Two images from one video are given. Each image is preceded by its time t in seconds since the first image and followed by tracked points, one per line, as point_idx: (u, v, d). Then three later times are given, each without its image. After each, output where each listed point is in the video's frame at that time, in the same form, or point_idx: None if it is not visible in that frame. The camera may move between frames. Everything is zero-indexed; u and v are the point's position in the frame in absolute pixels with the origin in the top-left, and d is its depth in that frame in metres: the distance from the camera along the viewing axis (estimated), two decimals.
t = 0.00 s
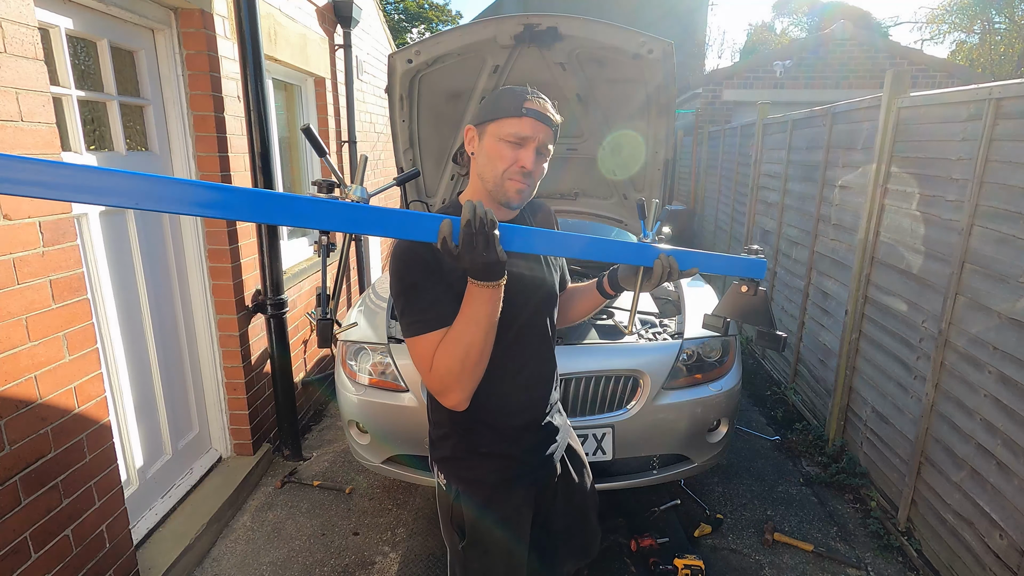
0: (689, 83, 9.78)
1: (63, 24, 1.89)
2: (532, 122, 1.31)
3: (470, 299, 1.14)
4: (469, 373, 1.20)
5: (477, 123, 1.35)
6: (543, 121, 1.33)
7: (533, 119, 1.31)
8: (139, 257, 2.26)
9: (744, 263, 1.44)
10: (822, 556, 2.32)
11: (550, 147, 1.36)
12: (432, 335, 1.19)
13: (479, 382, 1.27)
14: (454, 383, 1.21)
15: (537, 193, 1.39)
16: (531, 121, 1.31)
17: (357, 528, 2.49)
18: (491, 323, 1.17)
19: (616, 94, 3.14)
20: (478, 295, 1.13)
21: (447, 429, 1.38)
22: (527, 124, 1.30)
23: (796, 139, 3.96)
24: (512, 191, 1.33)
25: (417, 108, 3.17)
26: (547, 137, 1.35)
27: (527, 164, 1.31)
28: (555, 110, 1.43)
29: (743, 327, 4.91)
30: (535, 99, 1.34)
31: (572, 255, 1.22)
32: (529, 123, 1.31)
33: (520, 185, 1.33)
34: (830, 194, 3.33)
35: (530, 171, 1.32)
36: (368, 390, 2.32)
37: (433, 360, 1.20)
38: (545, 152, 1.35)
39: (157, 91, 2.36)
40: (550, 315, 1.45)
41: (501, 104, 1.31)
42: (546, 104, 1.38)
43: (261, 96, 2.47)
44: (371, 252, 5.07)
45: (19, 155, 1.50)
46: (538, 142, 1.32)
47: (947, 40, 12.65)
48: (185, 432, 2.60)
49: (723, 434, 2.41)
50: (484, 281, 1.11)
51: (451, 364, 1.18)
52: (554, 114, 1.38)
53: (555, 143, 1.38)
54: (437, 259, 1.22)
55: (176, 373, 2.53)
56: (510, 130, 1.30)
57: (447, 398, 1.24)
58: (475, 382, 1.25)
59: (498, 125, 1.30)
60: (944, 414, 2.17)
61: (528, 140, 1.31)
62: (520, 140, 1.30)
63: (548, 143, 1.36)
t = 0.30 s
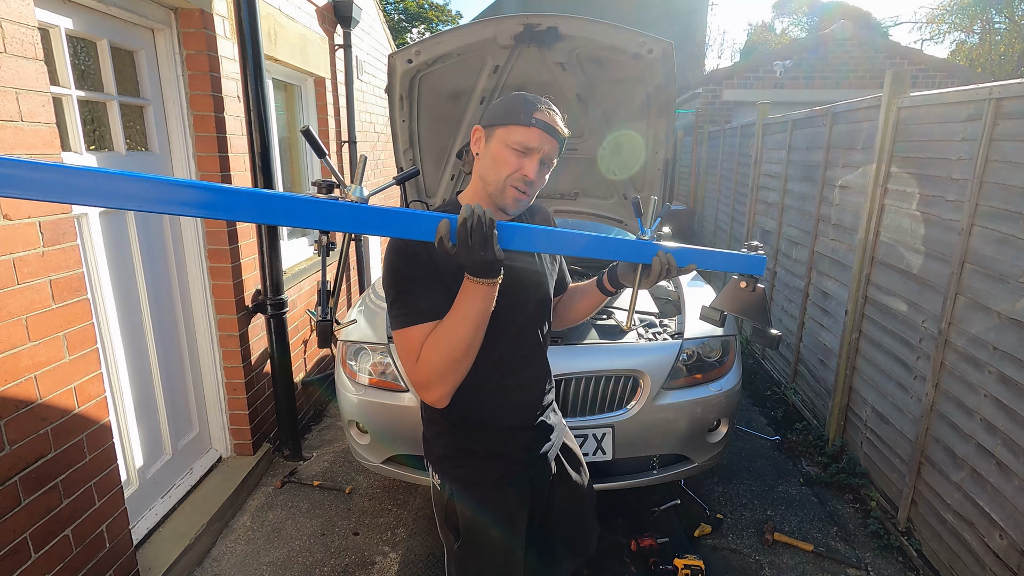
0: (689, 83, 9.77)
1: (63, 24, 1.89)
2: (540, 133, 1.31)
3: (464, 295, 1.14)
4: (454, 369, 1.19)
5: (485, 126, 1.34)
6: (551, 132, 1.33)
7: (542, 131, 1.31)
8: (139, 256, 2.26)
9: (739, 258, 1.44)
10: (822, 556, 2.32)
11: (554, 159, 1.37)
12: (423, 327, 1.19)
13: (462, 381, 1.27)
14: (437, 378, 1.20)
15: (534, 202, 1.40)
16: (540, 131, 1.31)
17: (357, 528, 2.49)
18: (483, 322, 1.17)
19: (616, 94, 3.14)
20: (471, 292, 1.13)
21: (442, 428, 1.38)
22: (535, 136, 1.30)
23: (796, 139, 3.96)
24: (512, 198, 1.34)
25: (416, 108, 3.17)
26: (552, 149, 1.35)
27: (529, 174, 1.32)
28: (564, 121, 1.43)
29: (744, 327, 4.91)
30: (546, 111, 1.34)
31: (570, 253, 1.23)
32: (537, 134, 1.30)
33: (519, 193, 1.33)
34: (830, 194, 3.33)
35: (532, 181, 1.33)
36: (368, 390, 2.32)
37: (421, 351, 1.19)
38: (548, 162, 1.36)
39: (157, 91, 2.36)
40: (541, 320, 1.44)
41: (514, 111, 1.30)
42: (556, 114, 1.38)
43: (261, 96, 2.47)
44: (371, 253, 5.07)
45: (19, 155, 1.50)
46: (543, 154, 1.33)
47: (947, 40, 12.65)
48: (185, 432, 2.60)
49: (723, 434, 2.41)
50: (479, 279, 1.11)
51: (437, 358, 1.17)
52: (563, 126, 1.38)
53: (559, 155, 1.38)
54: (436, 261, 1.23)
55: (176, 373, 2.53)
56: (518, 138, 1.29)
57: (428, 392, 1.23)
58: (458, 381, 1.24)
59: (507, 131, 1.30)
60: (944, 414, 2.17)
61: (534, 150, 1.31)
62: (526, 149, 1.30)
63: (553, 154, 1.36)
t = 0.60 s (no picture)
0: (689, 83, 9.77)
1: (63, 24, 1.89)
2: (528, 130, 1.31)
3: (458, 297, 1.15)
4: (444, 372, 1.20)
5: (473, 128, 1.35)
6: (540, 129, 1.33)
7: (529, 128, 1.31)
8: (139, 256, 2.26)
9: (736, 256, 1.43)
10: (822, 556, 2.32)
11: (546, 154, 1.36)
12: (415, 330, 1.20)
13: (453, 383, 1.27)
14: (426, 380, 1.21)
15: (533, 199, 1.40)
16: (529, 129, 1.31)
17: (357, 528, 2.49)
18: (474, 327, 1.17)
19: (616, 94, 3.14)
20: (465, 295, 1.14)
21: (441, 427, 1.38)
22: (524, 134, 1.30)
23: (796, 139, 3.96)
24: (508, 198, 1.34)
25: (417, 108, 3.17)
26: (543, 145, 1.35)
27: (522, 172, 1.31)
28: (551, 117, 1.43)
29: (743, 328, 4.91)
30: (531, 108, 1.34)
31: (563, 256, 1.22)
32: (525, 132, 1.30)
33: (516, 192, 1.33)
34: (830, 193, 3.32)
35: (526, 179, 1.32)
36: (368, 390, 2.32)
37: (411, 352, 1.20)
38: (540, 158, 1.35)
39: (157, 91, 2.36)
40: (537, 318, 1.44)
41: (501, 110, 1.31)
42: (543, 111, 1.38)
43: (261, 96, 2.47)
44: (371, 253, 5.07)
45: (19, 154, 1.50)
46: (534, 150, 1.32)
47: (947, 40, 12.64)
48: (185, 433, 2.60)
49: (723, 434, 2.41)
50: (473, 282, 1.12)
51: (427, 360, 1.18)
52: (550, 122, 1.38)
53: (551, 150, 1.38)
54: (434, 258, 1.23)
55: (176, 373, 2.53)
56: (507, 138, 1.30)
57: (417, 393, 1.24)
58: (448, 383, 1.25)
59: (496, 132, 1.30)
60: (944, 414, 2.17)
61: (524, 148, 1.31)
62: (516, 148, 1.30)
63: (545, 150, 1.36)
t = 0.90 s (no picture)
0: (689, 83, 9.77)
1: (63, 24, 1.89)
2: (521, 127, 1.31)
3: (453, 299, 1.15)
4: (440, 373, 1.20)
5: (465, 127, 1.35)
6: (532, 125, 1.33)
7: (522, 124, 1.31)
8: (139, 256, 2.26)
9: (728, 256, 1.44)
10: (822, 556, 2.32)
11: (540, 151, 1.36)
12: (411, 332, 1.21)
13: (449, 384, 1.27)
14: (423, 381, 1.21)
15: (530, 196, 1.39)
16: (522, 126, 1.31)
17: (357, 528, 2.49)
18: (469, 329, 1.17)
19: (616, 94, 3.14)
20: (460, 297, 1.14)
21: (440, 426, 1.38)
22: (516, 130, 1.30)
23: (796, 139, 3.96)
24: (505, 196, 1.33)
25: (417, 108, 3.17)
26: (537, 141, 1.35)
27: (518, 170, 1.31)
28: (543, 112, 1.43)
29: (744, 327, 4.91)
30: (522, 104, 1.33)
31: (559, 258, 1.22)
32: (518, 128, 1.30)
33: (512, 190, 1.33)
34: (830, 193, 3.32)
35: (521, 176, 1.32)
36: (368, 390, 2.32)
37: (407, 355, 1.21)
38: (534, 154, 1.35)
39: (157, 91, 2.36)
40: (535, 317, 1.44)
41: (492, 106, 1.31)
42: (535, 107, 1.38)
43: (261, 96, 2.47)
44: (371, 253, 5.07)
45: (19, 154, 1.50)
46: (527, 146, 1.32)
47: (947, 40, 12.64)
48: (185, 433, 2.59)
49: (723, 434, 2.41)
50: (467, 285, 1.12)
51: (423, 361, 1.18)
52: (543, 118, 1.38)
53: (544, 146, 1.38)
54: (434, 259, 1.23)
55: (176, 373, 2.53)
56: (500, 136, 1.29)
57: (413, 395, 1.25)
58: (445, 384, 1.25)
59: (489, 131, 1.30)
60: (944, 414, 2.17)
61: (517, 145, 1.31)
62: (510, 145, 1.30)
63: (538, 147, 1.36)
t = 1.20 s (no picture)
0: (689, 83, 9.77)
1: (63, 24, 1.89)
2: (528, 123, 1.31)
3: (458, 300, 1.15)
4: (448, 374, 1.21)
5: (469, 126, 1.34)
6: (538, 121, 1.33)
7: (528, 121, 1.31)
8: (139, 256, 2.26)
9: (729, 261, 1.43)
10: (822, 556, 2.32)
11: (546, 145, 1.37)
12: (418, 332, 1.21)
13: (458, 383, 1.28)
14: (432, 382, 1.21)
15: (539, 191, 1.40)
16: (529, 123, 1.31)
17: (357, 528, 2.49)
18: (475, 328, 1.18)
19: (616, 94, 3.14)
20: (465, 297, 1.14)
21: (439, 426, 1.38)
22: (523, 127, 1.30)
23: (796, 139, 3.96)
24: (516, 196, 1.34)
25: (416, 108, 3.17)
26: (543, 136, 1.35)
27: (528, 167, 1.32)
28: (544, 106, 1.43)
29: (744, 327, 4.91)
30: (526, 100, 1.33)
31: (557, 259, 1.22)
32: (525, 125, 1.30)
33: (524, 188, 1.33)
34: (830, 193, 3.32)
35: (532, 173, 1.32)
36: (368, 390, 2.32)
37: (415, 355, 1.21)
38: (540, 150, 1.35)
39: (157, 91, 2.36)
40: (537, 314, 1.44)
41: (498, 104, 1.30)
42: (538, 102, 1.37)
43: (261, 96, 2.47)
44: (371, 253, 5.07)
45: (19, 154, 1.50)
46: (535, 143, 1.33)
47: (947, 40, 12.63)
48: (185, 432, 2.59)
49: (723, 434, 2.41)
50: (472, 286, 1.12)
51: (431, 362, 1.18)
52: (547, 112, 1.38)
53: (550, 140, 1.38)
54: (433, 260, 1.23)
55: (176, 373, 2.53)
56: (508, 134, 1.29)
57: (421, 395, 1.25)
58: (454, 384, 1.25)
59: (495, 129, 1.30)
60: (944, 414, 2.17)
61: (525, 142, 1.31)
62: (517, 143, 1.30)
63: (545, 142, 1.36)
